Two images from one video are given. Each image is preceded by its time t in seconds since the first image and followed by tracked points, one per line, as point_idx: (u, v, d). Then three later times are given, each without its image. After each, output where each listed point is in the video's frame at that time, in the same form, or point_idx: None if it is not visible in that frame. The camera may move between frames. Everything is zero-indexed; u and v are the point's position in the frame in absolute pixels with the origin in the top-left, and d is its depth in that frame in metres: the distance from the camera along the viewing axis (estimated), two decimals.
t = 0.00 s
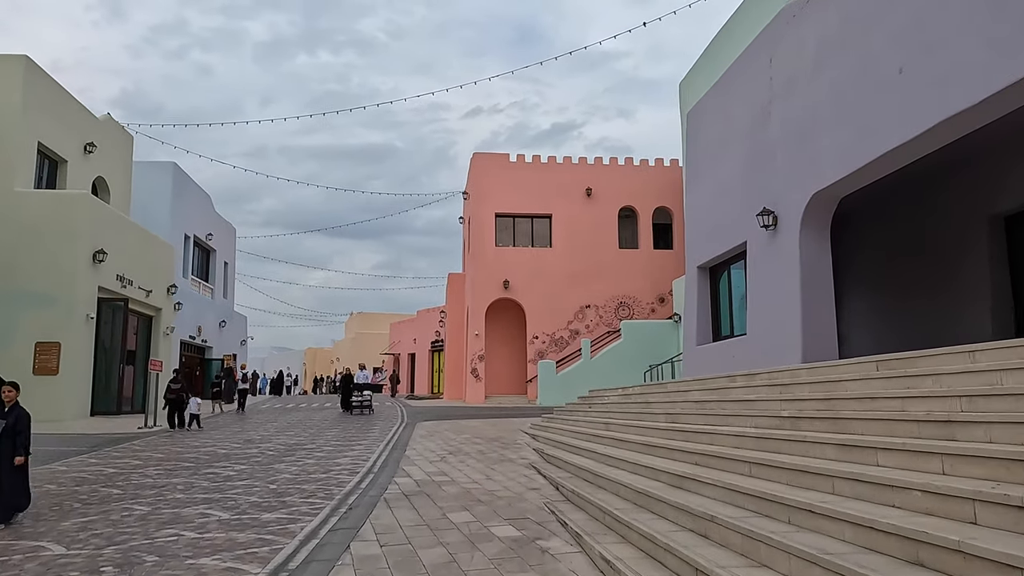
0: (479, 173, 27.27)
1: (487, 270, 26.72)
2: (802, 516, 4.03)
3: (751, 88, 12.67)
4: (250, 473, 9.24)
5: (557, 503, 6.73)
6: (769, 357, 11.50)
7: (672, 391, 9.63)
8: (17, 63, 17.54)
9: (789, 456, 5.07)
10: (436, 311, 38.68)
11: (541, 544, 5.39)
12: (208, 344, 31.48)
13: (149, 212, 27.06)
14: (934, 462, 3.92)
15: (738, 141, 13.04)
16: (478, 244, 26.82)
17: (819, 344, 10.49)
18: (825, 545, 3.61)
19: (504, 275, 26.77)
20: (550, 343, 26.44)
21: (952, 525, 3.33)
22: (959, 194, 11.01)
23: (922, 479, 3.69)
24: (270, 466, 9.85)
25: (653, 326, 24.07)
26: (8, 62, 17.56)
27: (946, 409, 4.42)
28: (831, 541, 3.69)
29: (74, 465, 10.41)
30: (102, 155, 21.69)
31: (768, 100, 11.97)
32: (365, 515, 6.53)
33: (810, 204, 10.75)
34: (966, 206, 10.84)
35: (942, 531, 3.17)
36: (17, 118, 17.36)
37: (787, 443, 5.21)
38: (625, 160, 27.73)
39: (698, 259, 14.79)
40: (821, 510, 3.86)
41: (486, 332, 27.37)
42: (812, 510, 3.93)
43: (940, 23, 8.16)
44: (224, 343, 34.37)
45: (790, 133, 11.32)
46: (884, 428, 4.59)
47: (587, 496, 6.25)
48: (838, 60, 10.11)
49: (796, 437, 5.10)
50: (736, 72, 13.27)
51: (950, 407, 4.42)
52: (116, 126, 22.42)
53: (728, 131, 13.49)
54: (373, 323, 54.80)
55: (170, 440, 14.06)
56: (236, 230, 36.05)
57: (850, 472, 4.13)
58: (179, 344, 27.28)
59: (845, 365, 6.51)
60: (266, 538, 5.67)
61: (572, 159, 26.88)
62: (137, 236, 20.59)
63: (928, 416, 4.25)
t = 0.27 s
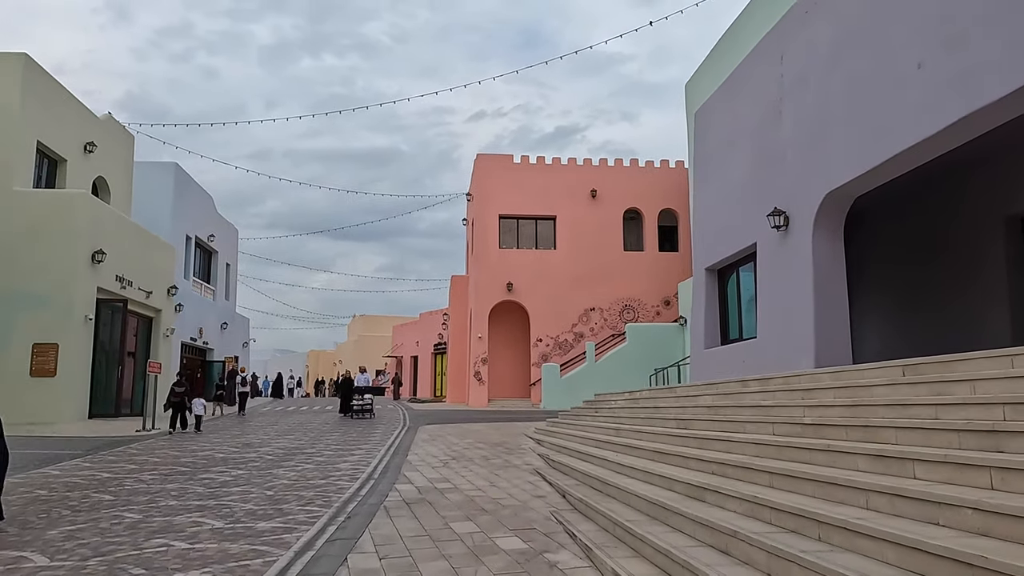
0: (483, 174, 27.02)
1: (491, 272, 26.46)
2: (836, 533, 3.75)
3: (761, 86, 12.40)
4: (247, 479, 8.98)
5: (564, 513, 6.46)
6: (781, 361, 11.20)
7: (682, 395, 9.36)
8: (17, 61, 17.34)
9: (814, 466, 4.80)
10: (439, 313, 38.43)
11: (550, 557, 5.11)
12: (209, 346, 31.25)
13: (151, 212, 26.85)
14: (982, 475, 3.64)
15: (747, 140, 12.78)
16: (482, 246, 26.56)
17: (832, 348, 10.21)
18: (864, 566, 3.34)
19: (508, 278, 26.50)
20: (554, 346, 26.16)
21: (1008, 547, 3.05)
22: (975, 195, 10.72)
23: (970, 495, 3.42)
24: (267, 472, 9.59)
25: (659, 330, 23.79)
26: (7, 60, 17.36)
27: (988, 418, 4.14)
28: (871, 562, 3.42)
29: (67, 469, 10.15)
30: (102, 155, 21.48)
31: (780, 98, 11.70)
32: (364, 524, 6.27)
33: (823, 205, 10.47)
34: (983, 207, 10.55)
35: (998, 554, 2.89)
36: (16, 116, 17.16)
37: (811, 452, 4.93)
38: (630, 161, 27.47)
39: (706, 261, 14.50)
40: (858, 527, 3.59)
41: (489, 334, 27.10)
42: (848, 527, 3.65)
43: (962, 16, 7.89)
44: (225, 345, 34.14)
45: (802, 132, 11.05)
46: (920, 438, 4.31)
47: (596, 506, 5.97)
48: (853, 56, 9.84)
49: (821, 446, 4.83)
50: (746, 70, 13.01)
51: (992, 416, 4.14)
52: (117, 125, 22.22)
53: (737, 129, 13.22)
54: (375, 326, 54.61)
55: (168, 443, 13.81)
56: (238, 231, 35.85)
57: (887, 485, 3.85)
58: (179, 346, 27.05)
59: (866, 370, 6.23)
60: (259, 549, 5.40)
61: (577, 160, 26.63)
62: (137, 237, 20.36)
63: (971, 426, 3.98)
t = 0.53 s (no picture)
0: (488, 173, 26.79)
1: (496, 272, 26.22)
2: (876, 546, 3.50)
3: (775, 80, 12.16)
4: (247, 481, 8.75)
5: (574, 519, 6.21)
6: (794, 362, 10.93)
7: (694, 396, 9.10)
8: (17, 56, 17.17)
9: (843, 472, 4.56)
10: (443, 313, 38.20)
11: (560, 566, 4.87)
12: (212, 345, 31.09)
13: (154, 211, 26.68)
14: None
15: (761, 136, 12.54)
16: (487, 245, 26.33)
17: (847, 348, 9.95)
18: None
19: (513, 277, 26.25)
20: (560, 346, 25.90)
21: None
22: (992, 190, 10.41)
23: None
24: (268, 473, 9.36)
25: (666, 330, 23.52)
26: (8, 56, 17.19)
27: None
28: None
29: (64, 470, 9.94)
30: (105, 152, 21.32)
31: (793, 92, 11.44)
32: (365, 530, 6.03)
33: (839, 201, 10.21)
34: (1001, 202, 10.23)
35: None
36: (16, 112, 16.99)
37: (839, 457, 4.69)
38: (637, 160, 27.19)
39: (717, 259, 14.26)
40: (900, 540, 3.34)
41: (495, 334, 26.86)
42: (889, 540, 3.40)
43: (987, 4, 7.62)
44: (229, 345, 33.98)
45: (817, 126, 10.79)
46: (960, 443, 4.05)
47: (609, 511, 5.73)
48: (870, 48, 9.58)
49: (850, 451, 4.59)
50: (758, 64, 12.77)
51: None
52: (119, 122, 22.05)
53: (750, 125, 12.98)
54: (380, 326, 54.45)
55: (168, 444, 13.60)
56: (242, 230, 35.68)
57: (929, 495, 3.60)
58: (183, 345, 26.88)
59: (890, 371, 5.97)
60: (255, 556, 5.16)
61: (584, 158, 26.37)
62: (140, 235, 20.16)
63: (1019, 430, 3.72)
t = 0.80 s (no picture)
0: (494, 172, 26.58)
1: (502, 271, 25.99)
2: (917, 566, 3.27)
3: (788, 76, 11.93)
4: (246, 485, 8.53)
5: (583, 528, 5.96)
6: (808, 364, 10.66)
7: (706, 399, 8.85)
8: (19, 54, 17.02)
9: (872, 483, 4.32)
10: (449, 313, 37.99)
11: None
12: (217, 345, 30.95)
13: (158, 210, 26.53)
14: None
15: (772, 132, 12.30)
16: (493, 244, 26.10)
17: (863, 350, 9.70)
18: None
19: (519, 277, 26.01)
20: (567, 347, 25.65)
21: None
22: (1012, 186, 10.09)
23: None
24: (268, 477, 9.14)
25: (673, 330, 23.24)
26: (10, 53, 17.04)
27: None
28: None
29: (62, 472, 9.75)
30: (108, 151, 21.18)
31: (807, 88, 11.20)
32: (365, 538, 5.80)
33: (853, 198, 9.95)
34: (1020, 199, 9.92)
35: None
36: (18, 110, 16.85)
37: (867, 467, 4.45)
38: (644, 159, 26.92)
39: (727, 258, 14.01)
40: (941, 560, 3.11)
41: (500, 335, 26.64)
42: (929, 560, 3.18)
43: None
44: (233, 345, 33.85)
45: (831, 122, 10.54)
46: (1001, 453, 3.81)
47: (620, 521, 5.50)
48: (887, 41, 9.32)
49: (879, 460, 4.35)
50: (771, 59, 12.53)
51: None
52: (123, 121, 21.90)
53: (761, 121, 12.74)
54: (386, 326, 54.32)
55: (170, 445, 13.42)
56: (247, 230, 35.54)
57: (970, 510, 3.37)
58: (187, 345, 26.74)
59: (914, 374, 5.70)
60: (250, 567, 4.93)
61: (590, 156, 26.11)
62: (144, 234, 19.99)
63: None
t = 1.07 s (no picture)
0: (500, 167, 26.28)
1: (508, 268, 25.70)
2: None
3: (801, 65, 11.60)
4: (244, 485, 8.28)
5: (592, 532, 5.68)
6: (823, 361, 10.33)
7: (718, 397, 8.55)
8: (19, 46, 16.80)
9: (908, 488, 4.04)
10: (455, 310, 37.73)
11: None
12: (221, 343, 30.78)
13: (161, 206, 26.34)
14: None
15: (784, 123, 11.98)
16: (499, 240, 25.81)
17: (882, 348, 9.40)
18: None
19: (525, 273, 25.71)
20: (573, 344, 25.36)
21: None
22: None
23: None
24: (267, 477, 8.89)
25: (682, 327, 22.94)
26: (9, 46, 16.83)
27: None
28: None
29: (56, 472, 9.52)
30: (110, 145, 20.98)
31: (822, 76, 10.87)
32: (362, 543, 5.53)
33: (870, 190, 9.64)
34: None
35: None
36: (19, 104, 16.65)
37: (901, 471, 4.17)
38: (652, 154, 26.57)
39: (738, 253, 13.68)
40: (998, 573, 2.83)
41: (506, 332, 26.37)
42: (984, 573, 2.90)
43: None
44: (238, 342, 33.68)
45: (847, 111, 10.22)
46: None
47: (633, 525, 5.23)
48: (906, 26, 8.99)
49: (915, 464, 4.08)
50: (782, 49, 12.20)
51: None
52: (125, 115, 21.69)
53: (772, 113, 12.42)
54: (391, 324, 54.13)
55: (170, 443, 13.20)
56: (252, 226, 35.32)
57: None
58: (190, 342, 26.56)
59: (944, 371, 5.40)
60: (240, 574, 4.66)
61: (597, 151, 25.80)
62: (146, 230, 19.79)
63: None
